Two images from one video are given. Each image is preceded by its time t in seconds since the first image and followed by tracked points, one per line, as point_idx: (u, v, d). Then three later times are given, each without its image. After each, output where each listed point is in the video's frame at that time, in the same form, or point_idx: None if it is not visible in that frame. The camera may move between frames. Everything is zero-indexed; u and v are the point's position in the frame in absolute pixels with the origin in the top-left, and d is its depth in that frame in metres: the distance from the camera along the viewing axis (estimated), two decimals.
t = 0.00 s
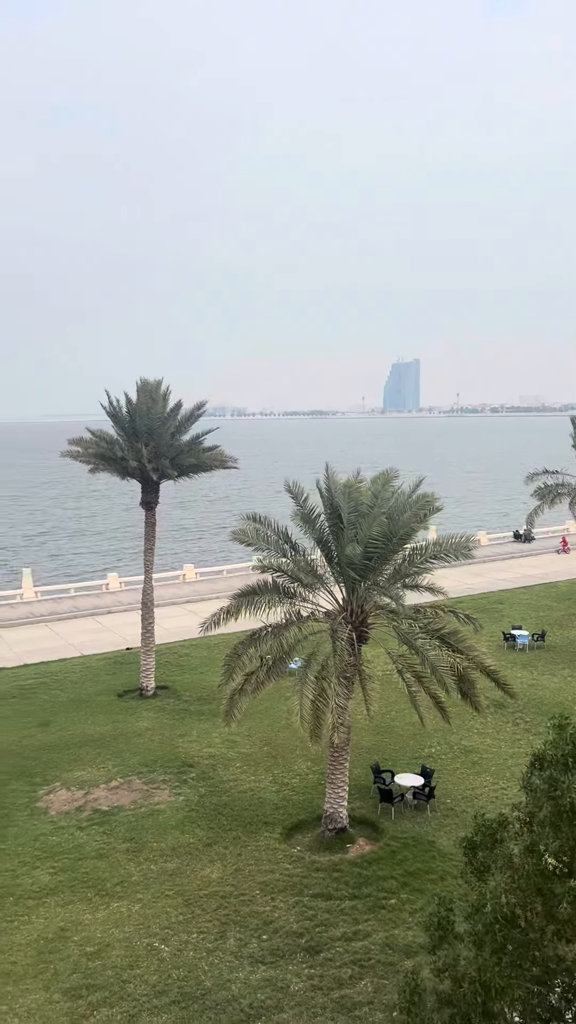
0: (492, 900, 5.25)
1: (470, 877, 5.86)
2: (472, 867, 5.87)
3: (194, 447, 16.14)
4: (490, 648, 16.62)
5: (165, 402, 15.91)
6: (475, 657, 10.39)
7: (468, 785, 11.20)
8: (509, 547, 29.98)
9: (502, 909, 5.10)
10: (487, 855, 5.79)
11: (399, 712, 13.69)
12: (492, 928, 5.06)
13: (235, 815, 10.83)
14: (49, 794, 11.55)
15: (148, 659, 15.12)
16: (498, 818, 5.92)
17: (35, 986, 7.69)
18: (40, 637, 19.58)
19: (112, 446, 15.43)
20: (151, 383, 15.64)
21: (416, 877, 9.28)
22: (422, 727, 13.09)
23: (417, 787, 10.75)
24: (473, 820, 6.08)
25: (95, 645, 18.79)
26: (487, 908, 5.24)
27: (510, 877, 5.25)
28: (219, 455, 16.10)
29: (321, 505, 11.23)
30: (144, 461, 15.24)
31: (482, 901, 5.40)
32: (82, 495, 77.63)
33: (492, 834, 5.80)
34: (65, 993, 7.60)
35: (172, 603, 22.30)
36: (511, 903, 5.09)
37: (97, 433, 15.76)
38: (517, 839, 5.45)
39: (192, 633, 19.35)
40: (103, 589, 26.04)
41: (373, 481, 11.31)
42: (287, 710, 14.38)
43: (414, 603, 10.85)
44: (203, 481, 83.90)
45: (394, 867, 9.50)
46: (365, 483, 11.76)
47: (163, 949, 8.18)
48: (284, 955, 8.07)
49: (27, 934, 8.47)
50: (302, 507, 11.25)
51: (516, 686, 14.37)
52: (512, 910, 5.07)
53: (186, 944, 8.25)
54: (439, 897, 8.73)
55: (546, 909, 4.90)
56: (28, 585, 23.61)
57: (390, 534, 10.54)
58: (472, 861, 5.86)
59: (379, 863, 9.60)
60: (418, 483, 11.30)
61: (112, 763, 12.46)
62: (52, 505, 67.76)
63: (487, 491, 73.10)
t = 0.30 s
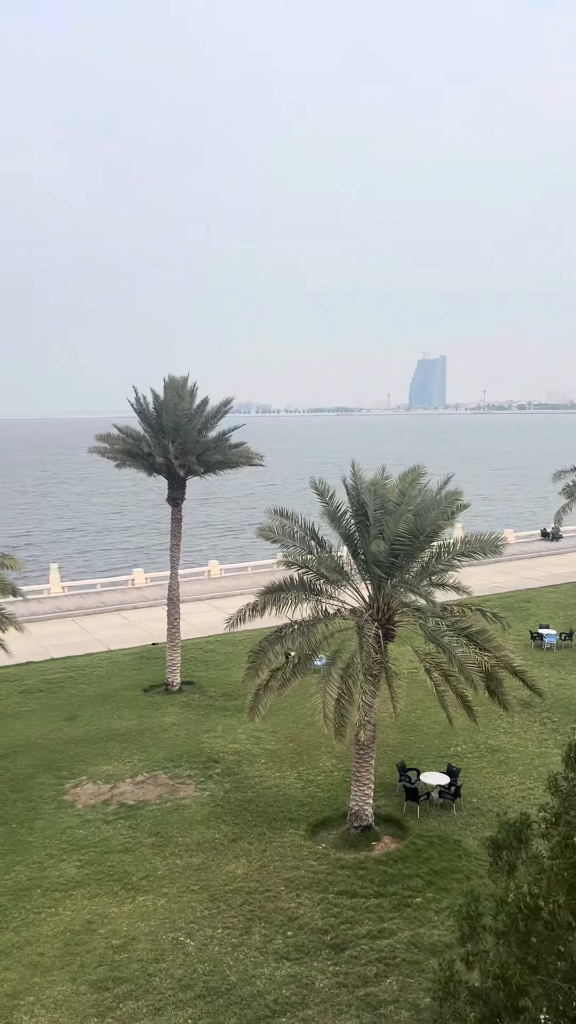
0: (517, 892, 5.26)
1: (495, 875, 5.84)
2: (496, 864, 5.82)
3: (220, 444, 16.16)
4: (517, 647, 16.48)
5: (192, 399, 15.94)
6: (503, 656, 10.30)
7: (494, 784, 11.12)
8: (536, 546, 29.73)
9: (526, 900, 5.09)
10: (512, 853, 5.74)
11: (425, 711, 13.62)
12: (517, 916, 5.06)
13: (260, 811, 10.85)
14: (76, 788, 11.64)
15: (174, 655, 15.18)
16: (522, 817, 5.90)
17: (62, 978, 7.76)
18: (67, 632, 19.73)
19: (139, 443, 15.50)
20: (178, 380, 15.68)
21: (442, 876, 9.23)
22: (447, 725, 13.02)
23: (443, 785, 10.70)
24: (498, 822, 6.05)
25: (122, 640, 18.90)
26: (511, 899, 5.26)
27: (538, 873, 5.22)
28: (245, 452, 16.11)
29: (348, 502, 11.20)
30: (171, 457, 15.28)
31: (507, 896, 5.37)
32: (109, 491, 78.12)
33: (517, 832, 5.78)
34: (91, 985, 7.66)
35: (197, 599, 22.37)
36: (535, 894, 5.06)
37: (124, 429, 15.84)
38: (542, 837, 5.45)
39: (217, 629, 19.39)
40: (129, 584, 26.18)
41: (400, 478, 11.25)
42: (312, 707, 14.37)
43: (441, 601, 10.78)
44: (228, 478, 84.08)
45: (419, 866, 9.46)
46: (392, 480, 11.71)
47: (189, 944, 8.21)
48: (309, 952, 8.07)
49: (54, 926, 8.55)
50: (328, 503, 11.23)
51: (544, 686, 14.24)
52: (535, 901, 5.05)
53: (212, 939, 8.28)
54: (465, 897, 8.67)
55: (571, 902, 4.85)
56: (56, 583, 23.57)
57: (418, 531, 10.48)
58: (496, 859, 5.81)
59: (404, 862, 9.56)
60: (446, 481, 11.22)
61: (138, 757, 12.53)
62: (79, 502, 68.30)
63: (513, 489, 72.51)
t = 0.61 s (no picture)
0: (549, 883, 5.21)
1: (522, 876, 5.81)
2: (525, 861, 5.78)
3: (249, 440, 16.20)
4: (547, 646, 16.34)
5: (221, 396, 15.97)
6: (534, 655, 10.21)
7: (524, 784, 11.04)
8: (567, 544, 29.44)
9: (559, 886, 5.04)
10: (541, 849, 5.71)
11: (453, 709, 13.55)
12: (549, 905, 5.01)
13: (288, 808, 10.86)
14: (105, 781, 11.75)
15: (202, 651, 15.25)
16: (552, 815, 5.86)
17: (91, 970, 7.84)
18: (97, 627, 19.90)
19: (168, 439, 15.58)
20: (207, 377, 15.74)
21: (471, 875, 9.18)
22: (476, 725, 12.95)
23: (472, 784, 10.64)
24: (527, 820, 6.02)
25: (151, 635, 19.03)
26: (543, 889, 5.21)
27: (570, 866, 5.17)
28: (274, 449, 16.12)
29: (376, 499, 11.17)
30: (200, 454, 15.34)
31: (538, 891, 5.33)
32: (138, 487, 78.64)
33: (547, 830, 5.75)
34: (120, 977, 7.73)
35: (225, 595, 22.45)
36: (567, 882, 5.02)
37: (153, 426, 15.92)
38: (572, 834, 5.41)
39: (245, 625, 19.45)
40: (158, 580, 26.34)
41: (429, 475, 11.19)
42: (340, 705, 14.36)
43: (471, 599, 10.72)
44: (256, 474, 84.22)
45: (448, 865, 9.42)
46: (421, 477, 11.63)
47: (217, 938, 8.25)
48: (336, 949, 8.07)
49: (84, 918, 8.63)
50: (356, 501, 11.20)
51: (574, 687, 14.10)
52: (568, 889, 5.00)
53: (239, 934, 8.32)
54: (494, 897, 8.62)
55: None
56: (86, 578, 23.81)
57: (447, 529, 10.42)
58: (525, 856, 5.78)
59: (432, 860, 9.53)
60: (476, 479, 11.14)
61: (166, 752, 12.61)
62: (109, 498, 68.78)
63: (543, 486, 71.84)
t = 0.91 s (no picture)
0: None
1: (560, 879, 5.72)
2: (562, 864, 5.69)
3: (283, 439, 16.19)
4: None
5: (256, 394, 15.97)
6: (572, 656, 10.07)
7: (561, 787, 10.89)
8: None
9: None
10: None
11: (489, 710, 13.42)
12: None
13: (322, 807, 10.84)
14: (141, 777, 11.83)
15: (237, 649, 15.29)
16: None
17: (127, 964, 7.90)
18: (132, 623, 20.04)
19: (204, 438, 15.63)
20: (243, 375, 15.76)
21: (508, 878, 9.09)
22: (513, 726, 12.81)
23: (508, 786, 10.53)
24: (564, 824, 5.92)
25: (185, 632, 19.13)
26: None
27: None
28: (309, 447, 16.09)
29: (412, 498, 11.10)
30: (235, 452, 15.36)
31: None
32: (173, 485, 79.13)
33: None
34: (155, 972, 7.78)
35: (259, 593, 22.49)
36: None
37: (189, 424, 15.99)
38: None
39: (279, 623, 19.47)
40: (192, 577, 26.46)
41: (466, 475, 11.09)
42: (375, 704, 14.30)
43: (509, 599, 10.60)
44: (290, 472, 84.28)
45: (484, 867, 9.33)
46: (457, 476, 11.54)
47: (251, 936, 8.27)
48: (371, 949, 8.04)
49: (119, 913, 8.70)
50: (392, 500, 11.14)
51: None
52: None
53: (273, 932, 8.32)
54: (531, 900, 8.52)
55: None
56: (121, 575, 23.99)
57: (486, 529, 10.31)
58: (562, 859, 5.69)
59: (468, 862, 9.46)
60: (514, 478, 11.02)
61: (201, 749, 12.66)
62: (144, 496, 69.27)
63: None
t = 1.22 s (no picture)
0: None
1: None
2: None
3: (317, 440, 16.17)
4: None
5: (289, 395, 15.99)
6: None
7: None
8: None
9: None
10: None
11: (525, 715, 13.26)
12: None
13: (356, 809, 10.80)
14: (175, 777, 11.89)
15: (270, 650, 15.30)
16: None
17: (161, 962, 7.95)
18: (167, 624, 20.16)
19: (237, 439, 15.68)
20: (277, 376, 15.77)
21: (544, 885, 8.97)
22: (549, 731, 12.65)
23: (544, 791, 10.40)
24: None
25: (219, 633, 19.19)
26: None
27: None
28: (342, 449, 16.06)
29: (447, 500, 11.02)
30: (268, 454, 15.38)
31: None
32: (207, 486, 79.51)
33: None
34: (189, 971, 7.81)
35: (293, 594, 22.51)
36: None
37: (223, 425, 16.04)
38: None
39: (313, 625, 19.45)
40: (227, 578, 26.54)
41: (502, 476, 10.99)
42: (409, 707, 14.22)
43: (545, 603, 10.46)
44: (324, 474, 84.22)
45: (519, 873, 9.22)
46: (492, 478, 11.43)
47: (284, 937, 8.27)
48: (404, 953, 7.99)
49: (153, 911, 8.76)
50: (426, 501, 11.08)
51: None
52: None
53: (306, 934, 8.31)
54: (567, 908, 8.40)
55: None
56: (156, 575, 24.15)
57: (523, 531, 10.20)
58: None
59: (503, 867, 9.35)
60: (551, 479, 10.89)
61: (235, 749, 12.70)
62: (178, 497, 69.66)
63: None
